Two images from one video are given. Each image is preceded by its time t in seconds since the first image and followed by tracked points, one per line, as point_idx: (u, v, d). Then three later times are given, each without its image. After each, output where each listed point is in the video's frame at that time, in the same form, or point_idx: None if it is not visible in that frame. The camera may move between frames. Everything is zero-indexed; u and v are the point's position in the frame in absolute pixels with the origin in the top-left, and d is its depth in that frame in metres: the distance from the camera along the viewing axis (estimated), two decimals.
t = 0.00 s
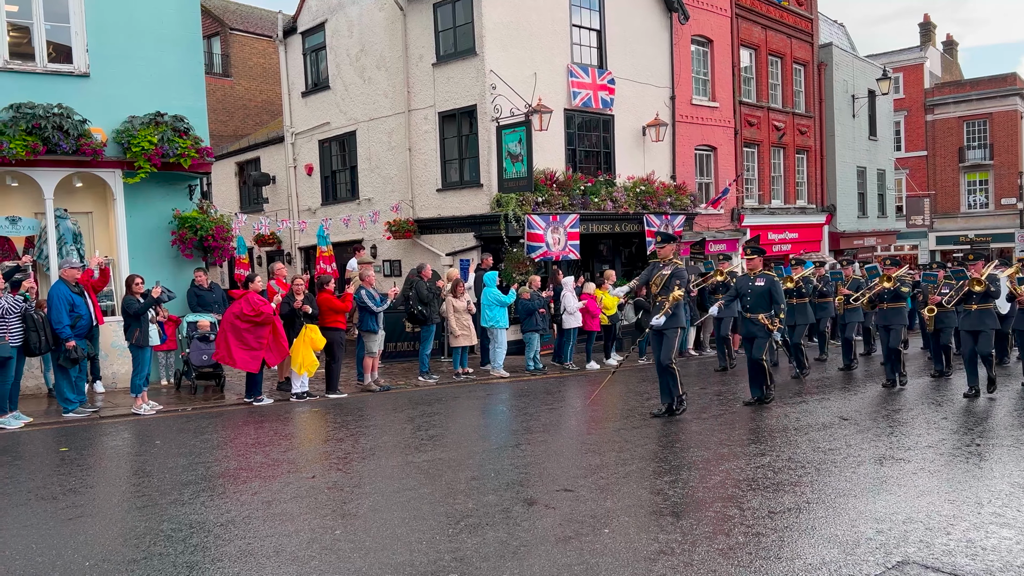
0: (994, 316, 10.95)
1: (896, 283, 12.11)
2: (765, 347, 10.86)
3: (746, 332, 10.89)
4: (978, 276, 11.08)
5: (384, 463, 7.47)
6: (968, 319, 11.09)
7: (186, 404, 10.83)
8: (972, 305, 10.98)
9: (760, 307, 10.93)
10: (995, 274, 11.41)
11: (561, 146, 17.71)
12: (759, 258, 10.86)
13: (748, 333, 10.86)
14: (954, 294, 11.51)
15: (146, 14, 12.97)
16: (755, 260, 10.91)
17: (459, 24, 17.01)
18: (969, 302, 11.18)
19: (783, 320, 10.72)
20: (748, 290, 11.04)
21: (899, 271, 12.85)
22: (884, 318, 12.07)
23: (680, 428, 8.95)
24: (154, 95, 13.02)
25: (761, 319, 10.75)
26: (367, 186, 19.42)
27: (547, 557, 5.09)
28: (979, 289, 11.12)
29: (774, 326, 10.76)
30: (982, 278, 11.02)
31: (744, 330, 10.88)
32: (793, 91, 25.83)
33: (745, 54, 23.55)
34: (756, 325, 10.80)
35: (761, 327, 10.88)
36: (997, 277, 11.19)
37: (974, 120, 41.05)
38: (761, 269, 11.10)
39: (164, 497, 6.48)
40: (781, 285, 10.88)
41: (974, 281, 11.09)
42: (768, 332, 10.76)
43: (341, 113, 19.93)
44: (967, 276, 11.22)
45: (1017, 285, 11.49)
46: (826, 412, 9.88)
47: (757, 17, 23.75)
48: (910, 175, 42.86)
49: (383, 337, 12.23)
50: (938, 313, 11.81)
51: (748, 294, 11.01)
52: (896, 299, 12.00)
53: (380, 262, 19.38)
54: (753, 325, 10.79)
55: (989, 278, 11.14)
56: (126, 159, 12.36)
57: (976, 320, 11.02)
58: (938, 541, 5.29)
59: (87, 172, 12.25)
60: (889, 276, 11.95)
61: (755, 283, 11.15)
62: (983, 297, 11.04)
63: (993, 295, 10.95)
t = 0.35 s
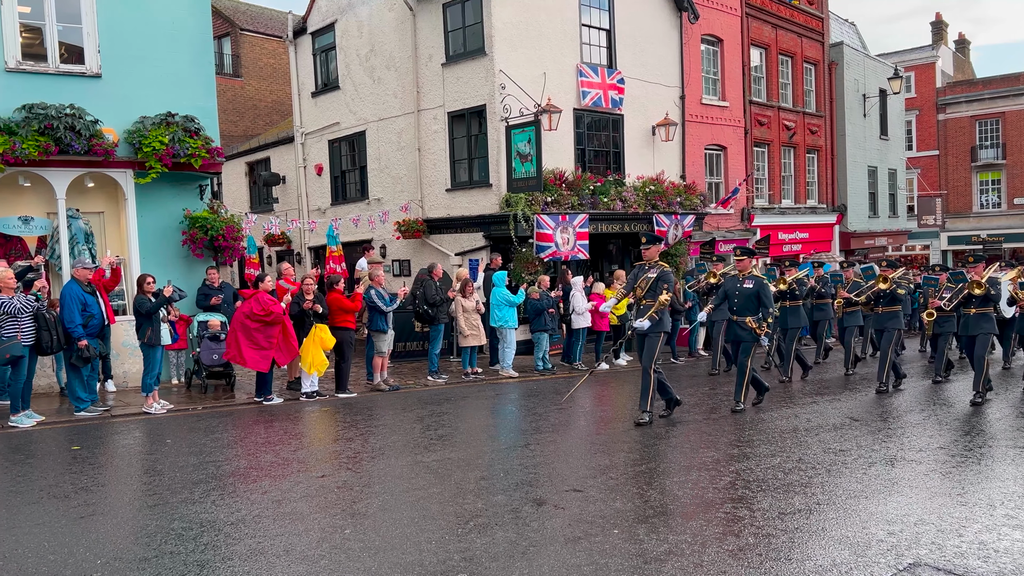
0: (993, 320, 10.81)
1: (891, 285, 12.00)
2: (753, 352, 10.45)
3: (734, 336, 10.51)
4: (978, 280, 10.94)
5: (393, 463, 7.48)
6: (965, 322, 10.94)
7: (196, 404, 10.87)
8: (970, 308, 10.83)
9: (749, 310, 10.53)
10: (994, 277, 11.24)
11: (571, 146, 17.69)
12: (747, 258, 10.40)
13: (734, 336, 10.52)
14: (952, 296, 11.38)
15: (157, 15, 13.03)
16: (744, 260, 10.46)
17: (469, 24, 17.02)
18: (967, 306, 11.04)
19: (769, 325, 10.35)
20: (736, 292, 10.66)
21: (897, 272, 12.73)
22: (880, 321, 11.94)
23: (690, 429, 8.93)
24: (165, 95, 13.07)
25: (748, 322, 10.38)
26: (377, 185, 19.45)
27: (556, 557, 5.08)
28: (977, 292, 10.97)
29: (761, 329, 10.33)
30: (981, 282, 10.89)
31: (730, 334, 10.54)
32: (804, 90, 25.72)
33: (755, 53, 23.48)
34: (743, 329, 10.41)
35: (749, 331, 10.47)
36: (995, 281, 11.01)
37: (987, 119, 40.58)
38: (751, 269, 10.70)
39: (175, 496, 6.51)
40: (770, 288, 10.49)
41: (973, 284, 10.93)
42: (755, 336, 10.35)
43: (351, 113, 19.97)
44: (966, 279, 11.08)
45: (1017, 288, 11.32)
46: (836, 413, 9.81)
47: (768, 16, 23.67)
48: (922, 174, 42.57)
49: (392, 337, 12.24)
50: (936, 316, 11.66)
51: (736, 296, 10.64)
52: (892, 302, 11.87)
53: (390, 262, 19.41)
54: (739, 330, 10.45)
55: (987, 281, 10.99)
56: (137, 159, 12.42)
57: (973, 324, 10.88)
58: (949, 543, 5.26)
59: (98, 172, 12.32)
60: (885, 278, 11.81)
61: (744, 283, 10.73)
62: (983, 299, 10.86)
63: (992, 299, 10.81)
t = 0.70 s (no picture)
0: (992, 319, 10.45)
1: (885, 285, 11.79)
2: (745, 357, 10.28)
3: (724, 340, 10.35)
4: (973, 278, 10.62)
5: (402, 463, 7.49)
6: (964, 323, 10.56)
7: (207, 403, 10.91)
8: (968, 308, 10.46)
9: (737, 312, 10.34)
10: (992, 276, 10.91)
11: (580, 146, 17.67)
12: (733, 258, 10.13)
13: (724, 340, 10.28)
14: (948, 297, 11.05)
15: (169, 17, 13.09)
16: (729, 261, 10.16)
17: (478, 25, 17.03)
18: (965, 306, 10.65)
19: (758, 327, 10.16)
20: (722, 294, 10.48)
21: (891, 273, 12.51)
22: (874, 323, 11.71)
23: (699, 430, 8.92)
24: (176, 96, 13.13)
25: (735, 325, 10.19)
26: (386, 186, 19.50)
27: (565, 558, 5.07)
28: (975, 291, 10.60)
29: (750, 333, 10.13)
30: (976, 280, 10.56)
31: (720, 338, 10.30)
32: (815, 90, 25.61)
33: (766, 52, 23.40)
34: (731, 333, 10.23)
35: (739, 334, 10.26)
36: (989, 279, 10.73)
37: (1000, 118, 40.34)
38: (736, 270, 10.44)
39: (185, 495, 6.54)
40: (758, 289, 10.21)
41: (968, 282, 10.61)
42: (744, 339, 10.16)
43: (361, 113, 20.02)
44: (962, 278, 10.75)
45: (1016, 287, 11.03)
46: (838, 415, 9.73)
47: (778, 15, 23.59)
48: (934, 174, 42.36)
49: (401, 336, 12.29)
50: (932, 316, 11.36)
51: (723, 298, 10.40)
52: (886, 303, 11.61)
53: (400, 262, 19.43)
54: (729, 334, 10.22)
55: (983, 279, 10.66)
56: (148, 160, 12.48)
57: (973, 324, 10.49)
58: (961, 545, 5.23)
59: (110, 173, 12.39)
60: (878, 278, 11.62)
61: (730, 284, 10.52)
62: (980, 299, 10.52)
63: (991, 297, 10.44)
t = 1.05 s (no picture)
0: (980, 321, 10.25)
1: (871, 284, 11.70)
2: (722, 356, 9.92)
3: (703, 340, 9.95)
4: (962, 278, 10.44)
5: (411, 463, 7.50)
6: (952, 323, 10.38)
7: (216, 403, 10.94)
8: (955, 308, 10.28)
9: (718, 311, 10.06)
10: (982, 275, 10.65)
11: (589, 146, 17.66)
12: (716, 255, 9.87)
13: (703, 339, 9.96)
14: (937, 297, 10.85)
15: (178, 18, 13.13)
16: (711, 258, 9.87)
17: (487, 25, 17.05)
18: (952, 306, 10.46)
19: (740, 325, 9.92)
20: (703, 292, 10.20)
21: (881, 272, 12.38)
22: (862, 322, 11.57)
23: (708, 430, 8.89)
24: (186, 97, 13.18)
25: (715, 325, 9.90)
26: (395, 186, 19.54)
27: (574, 558, 5.06)
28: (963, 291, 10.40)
29: (731, 331, 9.83)
30: (965, 280, 10.39)
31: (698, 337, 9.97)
32: (825, 89, 25.51)
33: (776, 52, 23.32)
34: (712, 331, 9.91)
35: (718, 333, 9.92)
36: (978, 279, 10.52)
37: (1012, 118, 40.08)
38: (718, 268, 10.19)
39: (195, 494, 6.56)
40: (740, 287, 9.99)
41: (957, 283, 10.44)
42: (724, 338, 9.85)
43: (370, 114, 20.06)
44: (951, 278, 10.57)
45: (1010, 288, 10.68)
46: (844, 416, 9.68)
47: (788, 15, 23.52)
48: (945, 174, 42.13)
49: (409, 336, 12.27)
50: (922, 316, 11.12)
51: (704, 296, 10.13)
52: (873, 302, 11.46)
53: (408, 262, 19.45)
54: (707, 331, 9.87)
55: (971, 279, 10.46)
56: (158, 161, 12.55)
57: (960, 325, 10.30)
58: (972, 547, 5.20)
59: (120, 173, 12.46)
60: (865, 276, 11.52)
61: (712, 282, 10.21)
62: (968, 299, 10.31)
63: (979, 298, 10.25)
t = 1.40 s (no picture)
0: (969, 324, 10.11)
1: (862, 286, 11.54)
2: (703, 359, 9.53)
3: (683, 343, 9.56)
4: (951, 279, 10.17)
5: (418, 463, 7.50)
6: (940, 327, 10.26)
7: (224, 403, 10.95)
8: (944, 312, 10.12)
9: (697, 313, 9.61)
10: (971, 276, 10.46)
11: (596, 146, 17.64)
12: (698, 257, 9.81)
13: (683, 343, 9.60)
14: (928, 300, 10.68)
15: (186, 18, 13.16)
16: (693, 258, 9.82)
17: (494, 25, 17.04)
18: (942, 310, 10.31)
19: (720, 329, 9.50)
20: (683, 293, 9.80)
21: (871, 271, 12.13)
22: (851, 325, 11.28)
23: (715, 431, 8.86)
24: (193, 98, 13.21)
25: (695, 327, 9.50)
26: (402, 186, 19.56)
27: (581, 559, 5.06)
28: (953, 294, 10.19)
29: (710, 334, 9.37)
30: (954, 281, 10.12)
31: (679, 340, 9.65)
32: (832, 89, 25.43)
33: (783, 51, 23.26)
34: (690, 334, 9.50)
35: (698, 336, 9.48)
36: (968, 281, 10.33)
37: (1021, 117, 39.87)
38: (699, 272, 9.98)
39: (203, 494, 6.58)
40: (721, 290, 9.67)
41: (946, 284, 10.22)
42: (703, 341, 9.40)
43: (377, 114, 20.08)
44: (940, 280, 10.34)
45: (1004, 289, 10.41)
46: (850, 417, 9.66)
47: (796, 14, 23.44)
48: (954, 173, 41.95)
49: (417, 337, 12.31)
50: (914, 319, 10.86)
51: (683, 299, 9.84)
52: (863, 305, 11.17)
53: (415, 262, 19.48)
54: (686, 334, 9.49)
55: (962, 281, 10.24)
56: (166, 161, 12.61)
57: (948, 329, 10.16)
58: (981, 548, 5.17)
59: (128, 173, 12.50)
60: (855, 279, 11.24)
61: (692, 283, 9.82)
62: (958, 302, 10.12)
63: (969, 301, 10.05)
